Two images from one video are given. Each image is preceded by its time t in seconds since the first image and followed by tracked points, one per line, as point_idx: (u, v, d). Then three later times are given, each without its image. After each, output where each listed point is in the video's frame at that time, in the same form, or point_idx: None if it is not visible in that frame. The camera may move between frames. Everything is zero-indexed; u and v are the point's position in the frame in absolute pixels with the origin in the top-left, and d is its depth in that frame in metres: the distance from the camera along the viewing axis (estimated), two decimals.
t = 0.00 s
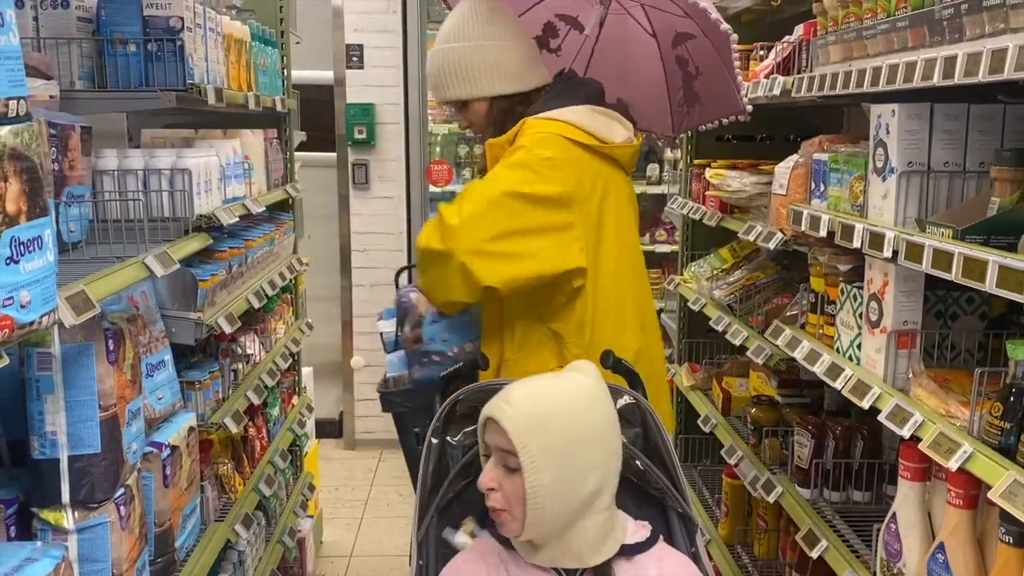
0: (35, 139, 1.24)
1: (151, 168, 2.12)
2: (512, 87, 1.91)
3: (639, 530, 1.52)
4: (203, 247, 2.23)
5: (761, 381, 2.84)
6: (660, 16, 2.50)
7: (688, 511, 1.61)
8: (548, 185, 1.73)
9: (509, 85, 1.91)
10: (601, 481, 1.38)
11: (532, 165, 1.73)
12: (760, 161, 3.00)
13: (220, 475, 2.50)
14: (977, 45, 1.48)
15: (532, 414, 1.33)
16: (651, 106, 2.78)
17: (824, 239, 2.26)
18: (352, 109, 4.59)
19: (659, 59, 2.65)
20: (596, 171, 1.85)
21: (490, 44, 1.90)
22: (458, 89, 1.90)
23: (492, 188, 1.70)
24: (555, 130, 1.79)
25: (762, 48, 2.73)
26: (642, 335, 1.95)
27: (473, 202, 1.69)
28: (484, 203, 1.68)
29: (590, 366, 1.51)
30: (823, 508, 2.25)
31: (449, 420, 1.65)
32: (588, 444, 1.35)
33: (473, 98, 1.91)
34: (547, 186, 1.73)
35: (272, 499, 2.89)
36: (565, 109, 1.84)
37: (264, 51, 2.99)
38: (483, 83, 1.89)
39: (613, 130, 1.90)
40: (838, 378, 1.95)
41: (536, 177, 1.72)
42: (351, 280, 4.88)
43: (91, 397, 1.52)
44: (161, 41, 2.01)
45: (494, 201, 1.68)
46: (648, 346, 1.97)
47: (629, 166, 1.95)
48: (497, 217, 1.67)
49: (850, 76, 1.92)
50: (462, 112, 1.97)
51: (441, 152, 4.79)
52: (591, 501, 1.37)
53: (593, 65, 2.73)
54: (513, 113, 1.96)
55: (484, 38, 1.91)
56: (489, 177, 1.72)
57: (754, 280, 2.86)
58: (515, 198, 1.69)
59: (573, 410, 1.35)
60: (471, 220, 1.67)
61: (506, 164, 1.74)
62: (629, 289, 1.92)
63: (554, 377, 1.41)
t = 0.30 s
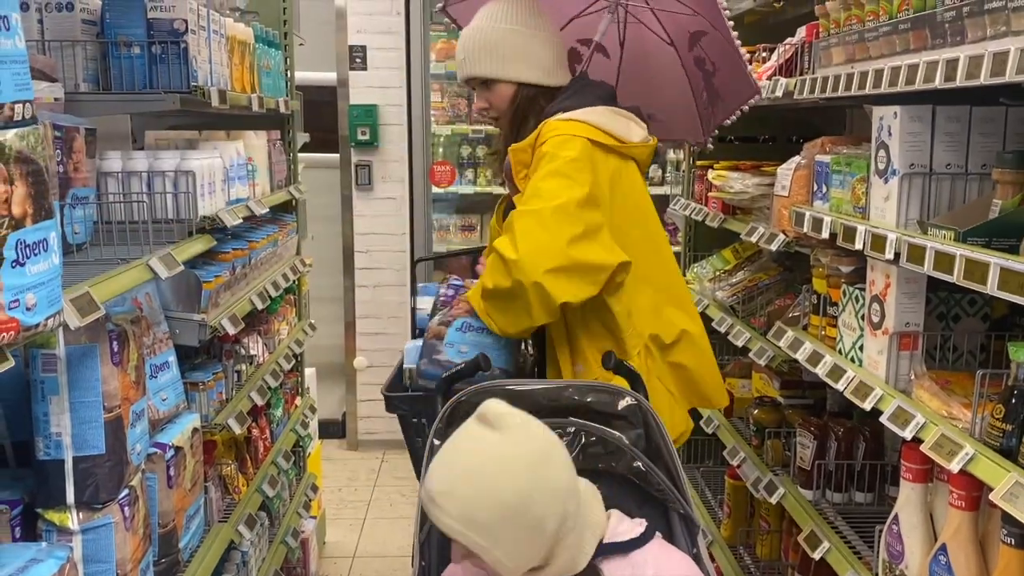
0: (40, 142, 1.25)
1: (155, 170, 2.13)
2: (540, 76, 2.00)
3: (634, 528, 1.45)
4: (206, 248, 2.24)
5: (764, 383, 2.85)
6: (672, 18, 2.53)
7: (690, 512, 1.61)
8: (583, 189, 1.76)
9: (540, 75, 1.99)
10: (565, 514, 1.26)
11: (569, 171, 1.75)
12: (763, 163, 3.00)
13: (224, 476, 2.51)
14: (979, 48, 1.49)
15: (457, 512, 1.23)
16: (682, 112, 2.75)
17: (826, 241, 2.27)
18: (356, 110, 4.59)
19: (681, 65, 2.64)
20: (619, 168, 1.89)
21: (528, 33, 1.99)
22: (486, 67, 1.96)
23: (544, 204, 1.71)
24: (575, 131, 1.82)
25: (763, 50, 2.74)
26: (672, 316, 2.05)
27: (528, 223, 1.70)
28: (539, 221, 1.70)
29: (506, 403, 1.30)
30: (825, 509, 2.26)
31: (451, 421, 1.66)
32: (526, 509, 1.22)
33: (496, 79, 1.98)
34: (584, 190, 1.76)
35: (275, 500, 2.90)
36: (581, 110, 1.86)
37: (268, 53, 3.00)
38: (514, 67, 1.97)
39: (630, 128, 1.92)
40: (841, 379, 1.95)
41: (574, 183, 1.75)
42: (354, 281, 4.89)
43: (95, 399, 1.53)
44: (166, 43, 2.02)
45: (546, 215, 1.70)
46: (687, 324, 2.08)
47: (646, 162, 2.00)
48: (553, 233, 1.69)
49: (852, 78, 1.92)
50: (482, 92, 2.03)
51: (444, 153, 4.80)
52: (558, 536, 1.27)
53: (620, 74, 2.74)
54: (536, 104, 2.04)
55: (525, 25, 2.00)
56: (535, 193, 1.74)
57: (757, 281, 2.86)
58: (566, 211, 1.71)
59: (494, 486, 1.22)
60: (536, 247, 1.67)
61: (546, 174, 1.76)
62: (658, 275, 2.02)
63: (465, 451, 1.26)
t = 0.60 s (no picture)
0: (43, 141, 1.24)
1: (158, 169, 2.13)
2: (521, 68, 1.93)
3: (625, 527, 1.50)
4: (209, 248, 2.23)
5: (768, 383, 2.84)
6: (668, 17, 2.49)
7: (692, 512, 1.61)
8: (529, 196, 1.67)
9: (524, 67, 1.94)
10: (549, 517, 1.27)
11: (513, 169, 1.66)
12: (767, 162, 3.00)
13: (227, 475, 2.51)
14: (984, 46, 1.48)
15: (440, 536, 1.24)
16: (668, 110, 2.76)
17: (830, 240, 2.26)
18: (359, 109, 4.59)
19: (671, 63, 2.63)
20: (573, 176, 1.79)
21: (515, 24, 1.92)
22: (470, 43, 1.87)
23: (469, 186, 1.61)
24: (533, 132, 1.72)
25: (767, 48, 2.73)
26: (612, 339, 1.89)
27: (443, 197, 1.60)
28: (454, 200, 1.60)
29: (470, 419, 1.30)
30: (829, 510, 2.26)
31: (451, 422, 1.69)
32: (507, 521, 1.23)
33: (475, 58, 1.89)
34: (526, 198, 1.67)
35: (279, 499, 2.90)
36: (545, 111, 1.77)
37: (271, 52, 3.00)
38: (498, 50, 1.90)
39: (594, 136, 1.84)
40: (844, 379, 1.95)
41: (514, 184, 1.66)
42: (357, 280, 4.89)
43: (98, 398, 1.53)
44: (168, 42, 2.02)
45: (467, 201, 1.61)
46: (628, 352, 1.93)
47: (610, 172, 1.90)
48: (462, 219, 1.60)
49: (857, 76, 1.92)
50: (460, 69, 1.93)
51: (447, 152, 4.80)
52: (544, 539, 1.27)
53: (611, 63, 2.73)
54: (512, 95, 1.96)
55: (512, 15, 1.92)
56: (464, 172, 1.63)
57: (760, 280, 2.86)
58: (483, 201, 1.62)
59: (470, 507, 1.23)
60: (417, 213, 1.58)
61: (485, 162, 1.66)
62: (604, 302, 1.87)
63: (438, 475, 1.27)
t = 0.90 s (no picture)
0: (47, 143, 1.24)
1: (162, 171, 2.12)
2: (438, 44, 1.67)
3: (635, 526, 1.51)
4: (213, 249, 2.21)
5: (772, 384, 2.83)
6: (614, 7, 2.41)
7: (697, 515, 1.60)
8: (402, 187, 1.55)
9: (445, 46, 1.67)
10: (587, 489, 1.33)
11: (374, 158, 1.56)
12: (772, 162, 2.99)
13: (231, 476, 2.50)
14: (991, 47, 1.47)
15: (498, 481, 1.25)
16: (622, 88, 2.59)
17: (836, 241, 2.25)
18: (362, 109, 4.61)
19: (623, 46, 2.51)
20: (459, 168, 1.64)
21: None
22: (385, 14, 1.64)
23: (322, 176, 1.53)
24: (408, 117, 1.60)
25: (772, 48, 2.72)
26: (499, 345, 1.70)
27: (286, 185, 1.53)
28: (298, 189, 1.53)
29: (529, 379, 1.37)
30: (835, 511, 2.25)
31: (455, 423, 1.63)
32: (560, 478, 1.28)
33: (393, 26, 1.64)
34: (401, 191, 1.55)
35: (282, 500, 2.89)
36: (445, 96, 1.62)
37: (275, 52, 3.00)
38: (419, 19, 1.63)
39: (490, 125, 1.65)
40: (850, 381, 1.94)
41: (376, 173, 1.55)
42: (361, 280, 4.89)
43: (102, 399, 1.52)
44: (172, 43, 2.03)
45: (315, 193, 1.53)
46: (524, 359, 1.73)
47: (517, 161, 1.70)
48: (300, 207, 1.52)
49: (862, 77, 1.91)
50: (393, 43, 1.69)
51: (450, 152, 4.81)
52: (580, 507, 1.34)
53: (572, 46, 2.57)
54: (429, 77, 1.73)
55: None
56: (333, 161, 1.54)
57: (765, 281, 2.85)
58: (330, 193, 1.53)
59: (536, 457, 1.27)
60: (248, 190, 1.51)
61: (345, 152, 1.55)
62: (500, 316, 1.69)
63: (496, 423, 1.30)
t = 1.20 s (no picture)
0: (53, 144, 1.23)
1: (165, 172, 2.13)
2: (391, 69, 1.67)
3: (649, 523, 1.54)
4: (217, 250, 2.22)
5: (778, 385, 2.82)
6: None
7: (705, 517, 1.60)
8: (395, 192, 1.57)
9: (393, 67, 1.67)
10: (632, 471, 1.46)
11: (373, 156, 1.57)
12: (777, 163, 2.98)
13: (235, 477, 2.50)
14: (1001, 47, 1.46)
15: (600, 395, 1.41)
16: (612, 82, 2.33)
17: (843, 242, 2.24)
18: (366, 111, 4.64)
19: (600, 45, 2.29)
20: (454, 169, 1.64)
21: (383, 21, 1.64)
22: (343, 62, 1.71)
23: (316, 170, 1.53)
24: (403, 116, 1.60)
25: (778, 49, 2.71)
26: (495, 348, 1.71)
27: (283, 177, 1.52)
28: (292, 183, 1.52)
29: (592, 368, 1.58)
30: (840, 512, 2.24)
31: (463, 423, 1.64)
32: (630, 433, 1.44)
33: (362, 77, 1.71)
34: (395, 193, 1.57)
35: (286, 501, 2.89)
36: (442, 97, 1.62)
37: (279, 53, 3.00)
38: (377, 64, 1.68)
39: (486, 124, 1.65)
40: (857, 382, 1.93)
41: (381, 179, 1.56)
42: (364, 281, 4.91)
43: (107, 401, 1.52)
44: (176, 44, 2.03)
45: (313, 186, 1.53)
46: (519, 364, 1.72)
47: (517, 163, 1.68)
48: (303, 205, 1.51)
49: (869, 77, 1.90)
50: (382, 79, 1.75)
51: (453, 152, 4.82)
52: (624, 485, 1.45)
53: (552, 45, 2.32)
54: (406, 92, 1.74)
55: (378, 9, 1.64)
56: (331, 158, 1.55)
57: (770, 283, 2.84)
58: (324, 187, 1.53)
59: (620, 401, 1.45)
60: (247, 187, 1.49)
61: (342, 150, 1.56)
62: (495, 321, 1.69)
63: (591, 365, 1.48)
